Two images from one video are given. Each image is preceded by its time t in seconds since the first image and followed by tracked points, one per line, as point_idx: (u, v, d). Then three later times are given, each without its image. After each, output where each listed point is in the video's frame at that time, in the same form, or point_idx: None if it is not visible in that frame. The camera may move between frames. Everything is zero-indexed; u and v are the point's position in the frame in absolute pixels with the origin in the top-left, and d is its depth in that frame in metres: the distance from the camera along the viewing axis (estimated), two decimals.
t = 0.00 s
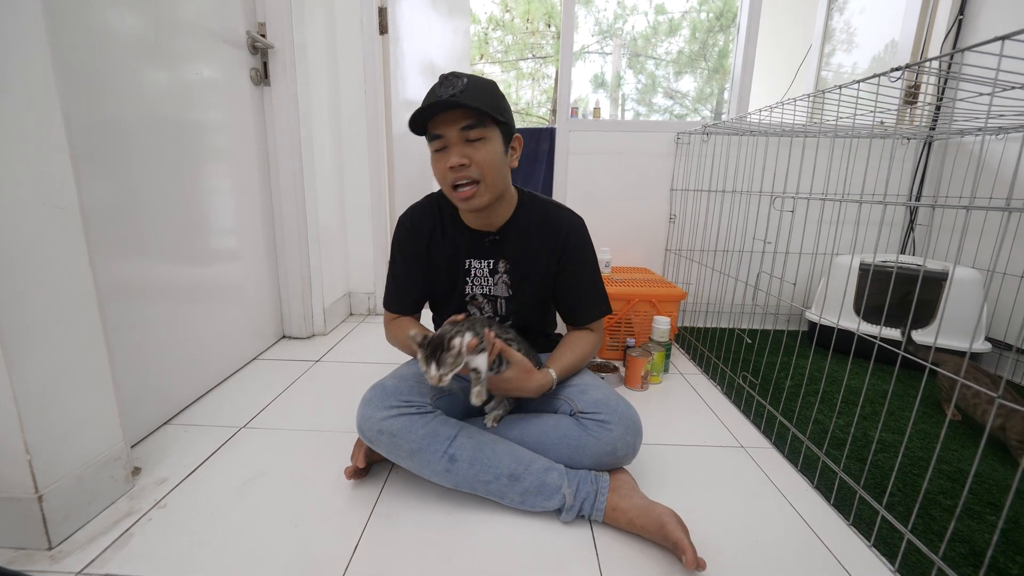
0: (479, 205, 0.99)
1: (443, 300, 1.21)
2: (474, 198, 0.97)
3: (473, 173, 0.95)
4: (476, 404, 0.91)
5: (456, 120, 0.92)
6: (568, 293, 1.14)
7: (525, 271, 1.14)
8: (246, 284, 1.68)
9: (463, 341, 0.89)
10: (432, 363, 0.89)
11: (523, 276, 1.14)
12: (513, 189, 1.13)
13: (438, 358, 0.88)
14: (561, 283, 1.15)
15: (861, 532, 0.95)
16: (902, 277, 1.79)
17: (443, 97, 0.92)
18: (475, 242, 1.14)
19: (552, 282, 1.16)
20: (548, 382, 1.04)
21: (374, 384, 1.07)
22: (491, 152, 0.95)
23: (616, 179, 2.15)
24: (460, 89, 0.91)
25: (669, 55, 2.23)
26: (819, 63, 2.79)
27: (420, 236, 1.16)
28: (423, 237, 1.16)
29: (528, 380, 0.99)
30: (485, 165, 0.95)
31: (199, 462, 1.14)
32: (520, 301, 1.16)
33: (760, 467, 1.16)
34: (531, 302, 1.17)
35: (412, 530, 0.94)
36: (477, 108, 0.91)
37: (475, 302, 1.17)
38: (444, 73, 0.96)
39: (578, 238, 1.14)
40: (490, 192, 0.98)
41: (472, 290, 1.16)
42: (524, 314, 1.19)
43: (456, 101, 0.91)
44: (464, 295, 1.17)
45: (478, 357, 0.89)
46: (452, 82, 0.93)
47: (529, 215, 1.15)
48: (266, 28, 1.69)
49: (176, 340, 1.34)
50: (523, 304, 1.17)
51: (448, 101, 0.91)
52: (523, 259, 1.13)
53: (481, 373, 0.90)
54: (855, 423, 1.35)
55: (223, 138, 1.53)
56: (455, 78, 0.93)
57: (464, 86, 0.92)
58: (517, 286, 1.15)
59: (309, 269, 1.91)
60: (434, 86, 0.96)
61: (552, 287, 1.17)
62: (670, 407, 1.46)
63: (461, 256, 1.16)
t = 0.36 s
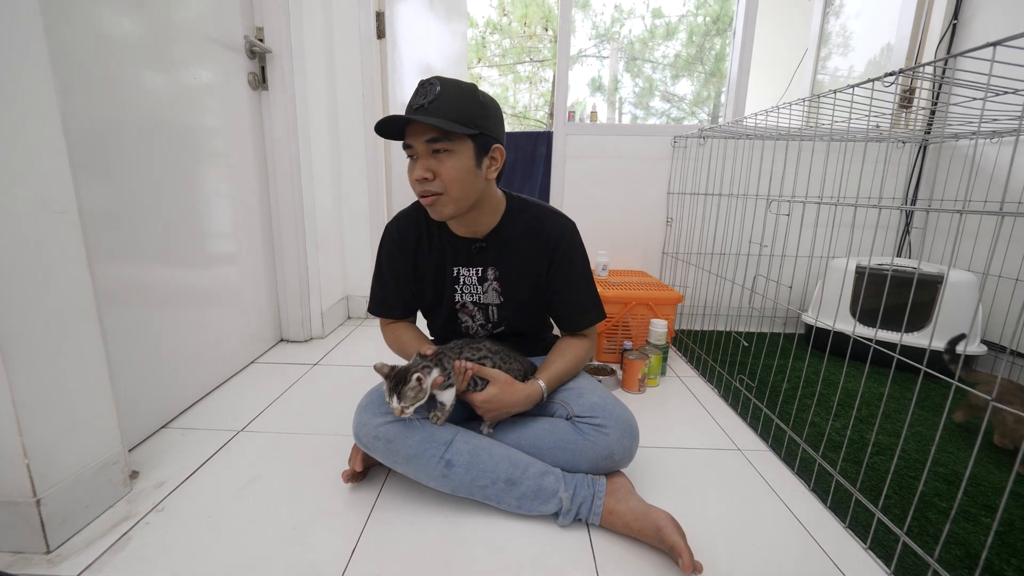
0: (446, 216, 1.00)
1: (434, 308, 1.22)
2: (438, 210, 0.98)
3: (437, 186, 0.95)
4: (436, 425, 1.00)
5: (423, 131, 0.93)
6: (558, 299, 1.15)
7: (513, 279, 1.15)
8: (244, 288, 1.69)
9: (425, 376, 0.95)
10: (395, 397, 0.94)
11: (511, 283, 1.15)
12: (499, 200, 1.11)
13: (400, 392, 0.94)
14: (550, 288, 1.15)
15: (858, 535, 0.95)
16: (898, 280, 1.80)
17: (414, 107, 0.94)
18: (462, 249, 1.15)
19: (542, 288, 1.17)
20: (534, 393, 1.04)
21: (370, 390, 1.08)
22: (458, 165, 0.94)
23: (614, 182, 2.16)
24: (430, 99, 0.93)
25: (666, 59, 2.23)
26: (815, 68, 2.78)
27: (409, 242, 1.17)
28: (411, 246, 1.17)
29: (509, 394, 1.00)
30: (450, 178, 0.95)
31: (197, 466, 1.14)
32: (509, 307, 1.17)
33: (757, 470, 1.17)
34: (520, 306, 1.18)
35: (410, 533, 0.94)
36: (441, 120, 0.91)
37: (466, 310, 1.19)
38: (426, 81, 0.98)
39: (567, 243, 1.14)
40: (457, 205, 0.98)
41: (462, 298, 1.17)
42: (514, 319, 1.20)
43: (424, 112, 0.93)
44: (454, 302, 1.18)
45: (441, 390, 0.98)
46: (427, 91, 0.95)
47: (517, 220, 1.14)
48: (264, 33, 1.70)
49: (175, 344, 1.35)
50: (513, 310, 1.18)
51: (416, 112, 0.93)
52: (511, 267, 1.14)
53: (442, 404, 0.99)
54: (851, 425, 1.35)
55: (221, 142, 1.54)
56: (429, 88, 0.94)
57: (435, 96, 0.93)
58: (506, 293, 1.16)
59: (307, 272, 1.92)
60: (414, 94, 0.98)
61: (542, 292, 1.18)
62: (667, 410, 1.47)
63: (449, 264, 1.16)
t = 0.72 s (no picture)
0: (451, 215, 0.99)
1: (430, 310, 1.23)
2: (444, 209, 0.97)
3: (443, 185, 0.95)
4: (438, 428, 1.00)
5: (426, 129, 0.93)
6: (555, 299, 1.16)
7: (510, 279, 1.15)
8: (244, 289, 1.69)
9: (428, 385, 0.94)
10: (398, 404, 0.93)
11: (508, 283, 1.15)
12: (494, 199, 1.12)
13: (403, 401, 0.93)
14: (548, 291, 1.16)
15: (857, 536, 0.96)
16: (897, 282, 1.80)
17: (413, 105, 0.93)
18: (459, 250, 1.15)
19: (538, 288, 1.17)
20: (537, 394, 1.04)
21: (370, 391, 1.08)
22: (462, 163, 0.95)
23: (613, 184, 2.16)
24: (429, 98, 0.92)
25: (665, 60, 2.24)
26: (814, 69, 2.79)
27: (405, 244, 1.18)
28: (406, 249, 1.18)
29: (512, 396, 1.01)
30: (456, 176, 0.95)
31: (197, 466, 1.15)
32: (506, 308, 1.18)
33: (756, 472, 1.17)
34: (517, 307, 1.18)
35: (410, 534, 0.94)
36: (446, 117, 0.91)
37: (463, 312, 1.19)
38: (417, 82, 0.97)
39: (564, 242, 1.14)
40: (462, 203, 0.98)
41: (459, 300, 1.18)
42: (512, 321, 1.20)
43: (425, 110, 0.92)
44: (451, 305, 1.19)
45: (444, 398, 0.97)
46: (423, 90, 0.94)
47: (513, 219, 1.15)
48: (264, 35, 1.71)
49: (175, 345, 1.35)
50: (510, 311, 1.18)
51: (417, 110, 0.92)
52: (507, 267, 1.14)
53: (444, 410, 0.98)
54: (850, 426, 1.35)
55: (221, 144, 1.54)
56: (426, 87, 0.94)
57: (434, 95, 0.93)
58: (503, 294, 1.16)
59: (307, 274, 1.92)
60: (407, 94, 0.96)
61: (539, 292, 1.18)
62: (666, 411, 1.47)
63: (445, 265, 1.17)
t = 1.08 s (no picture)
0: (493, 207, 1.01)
1: (433, 311, 1.22)
2: (490, 200, 0.99)
3: (486, 175, 0.97)
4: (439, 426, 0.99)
5: (459, 123, 0.95)
6: (559, 301, 1.16)
7: (514, 280, 1.15)
8: (246, 290, 1.69)
9: (434, 380, 0.95)
10: (404, 399, 0.95)
11: (513, 283, 1.16)
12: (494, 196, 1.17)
13: (409, 396, 0.94)
14: (553, 291, 1.16)
15: (859, 538, 0.95)
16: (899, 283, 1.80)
17: (443, 99, 0.93)
18: (463, 251, 1.15)
19: (542, 288, 1.17)
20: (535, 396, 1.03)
21: (371, 393, 1.09)
22: (494, 152, 1.00)
23: (614, 185, 2.16)
24: (454, 92, 0.95)
25: (666, 61, 2.23)
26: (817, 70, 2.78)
27: (406, 247, 1.17)
28: (408, 250, 1.17)
29: (511, 398, 1.00)
30: (493, 165, 1.00)
31: (199, 467, 1.15)
32: (511, 308, 1.18)
33: (758, 473, 1.17)
34: (521, 308, 1.18)
35: (411, 535, 0.95)
36: (480, 107, 0.96)
37: (468, 311, 1.19)
38: (422, 83, 0.97)
39: (568, 243, 1.14)
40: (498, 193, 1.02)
41: (464, 300, 1.18)
42: (516, 322, 1.20)
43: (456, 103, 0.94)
44: (456, 304, 1.19)
45: (451, 395, 0.97)
46: (440, 88, 0.95)
47: (519, 219, 1.15)
48: (265, 37, 1.71)
49: (176, 345, 1.35)
50: (514, 312, 1.19)
51: (449, 102, 0.93)
52: (512, 267, 1.15)
53: (449, 407, 0.98)
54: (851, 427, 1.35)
55: (223, 145, 1.54)
56: (440, 84, 0.95)
57: (455, 90, 0.95)
58: (508, 294, 1.16)
59: (308, 275, 1.92)
60: (419, 94, 0.95)
61: (543, 293, 1.18)
62: (668, 412, 1.47)
63: (450, 265, 1.16)
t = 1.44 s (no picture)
0: (477, 214, 1.00)
1: (436, 311, 1.23)
2: (472, 208, 0.98)
3: (473, 183, 0.97)
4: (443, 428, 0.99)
5: (457, 127, 0.94)
6: (561, 302, 1.16)
7: (516, 283, 1.15)
8: (246, 289, 1.69)
9: (432, 395, 0.93)
10: (403, 417, 0.93)
11: (514, 287, 1.15)
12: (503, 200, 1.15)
13: (408, 413, 0.92)
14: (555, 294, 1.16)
15: (859, 537, 0.95)
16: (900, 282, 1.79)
17: (443, 100, 0.92)
18: (465, 254, 1.15)
19: (545, 291, 1.17)
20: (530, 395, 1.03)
21: (373, 393, 1.09)
22: (490, 160, 0.98)
23: (614, 184, 2.16)
24: (458, 94, 0.92)
25: (666, 60, 2.23)
26: (817, 69, 2.77)
27: (408, 246, 1.17)
28: (410, 252, 1.17)
29: (506, 397, 1.00)
30: (485, 174, 0.97)
31: (199, 466, 1.15)
32: (512, 311, 1.18)
33: (758, 472, 1.17)
34: (523, 311, 1.18)
35: (411, 534, 0.95)
36: (479, 115, 0.93)
37: (469, 314, 1.20)
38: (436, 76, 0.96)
39: (572, 247, 1.14)
40: (487, 201, 1.00)
41: (465, 302, 1.19)
42: (517, 325, 1.20)
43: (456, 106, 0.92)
44: (457, 306, 1.20)
45: (449, 404, 0.96)
46: (448, 85, 0.93)
47: (522, 223, 1.15)
48: (265, 36, 1.71)
49: (176, 345, 1.35)
50: (515, 315, 1.19)
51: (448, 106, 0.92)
52: (514, 270, 1.14)
53: (448, 415, 0.97)
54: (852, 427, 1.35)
55: (223, 144, 1.54)
56: (450, 83, 0.94)
57: (461, 91, 0.93)
58: (509, 297, 1.16)
59: (308, 274, 1.92)
60: (427, 88, 0.95)
61: (546, 295, 1.18)
62: (668, 411, 1.47)
63: (451, 268, 1.17)
